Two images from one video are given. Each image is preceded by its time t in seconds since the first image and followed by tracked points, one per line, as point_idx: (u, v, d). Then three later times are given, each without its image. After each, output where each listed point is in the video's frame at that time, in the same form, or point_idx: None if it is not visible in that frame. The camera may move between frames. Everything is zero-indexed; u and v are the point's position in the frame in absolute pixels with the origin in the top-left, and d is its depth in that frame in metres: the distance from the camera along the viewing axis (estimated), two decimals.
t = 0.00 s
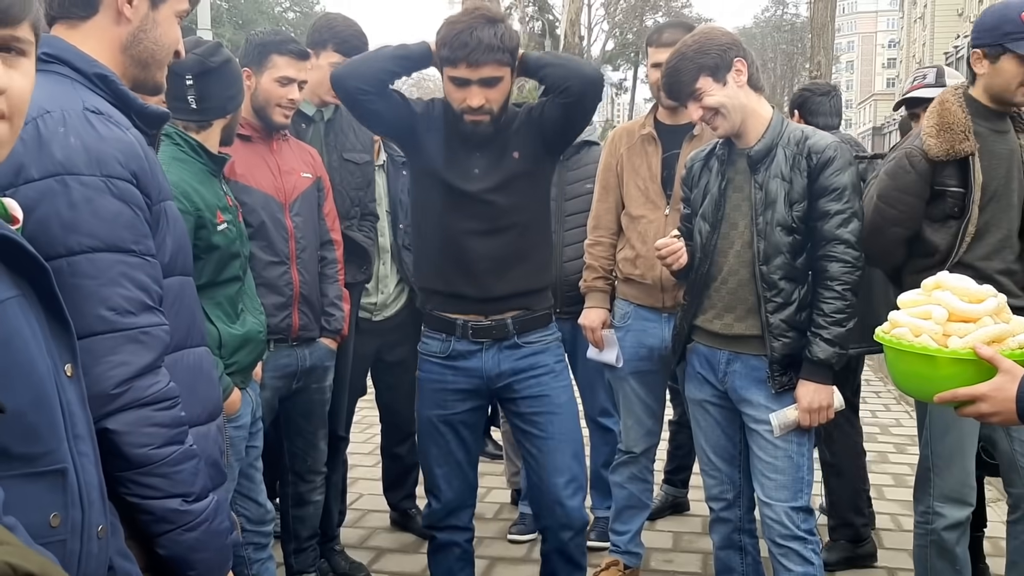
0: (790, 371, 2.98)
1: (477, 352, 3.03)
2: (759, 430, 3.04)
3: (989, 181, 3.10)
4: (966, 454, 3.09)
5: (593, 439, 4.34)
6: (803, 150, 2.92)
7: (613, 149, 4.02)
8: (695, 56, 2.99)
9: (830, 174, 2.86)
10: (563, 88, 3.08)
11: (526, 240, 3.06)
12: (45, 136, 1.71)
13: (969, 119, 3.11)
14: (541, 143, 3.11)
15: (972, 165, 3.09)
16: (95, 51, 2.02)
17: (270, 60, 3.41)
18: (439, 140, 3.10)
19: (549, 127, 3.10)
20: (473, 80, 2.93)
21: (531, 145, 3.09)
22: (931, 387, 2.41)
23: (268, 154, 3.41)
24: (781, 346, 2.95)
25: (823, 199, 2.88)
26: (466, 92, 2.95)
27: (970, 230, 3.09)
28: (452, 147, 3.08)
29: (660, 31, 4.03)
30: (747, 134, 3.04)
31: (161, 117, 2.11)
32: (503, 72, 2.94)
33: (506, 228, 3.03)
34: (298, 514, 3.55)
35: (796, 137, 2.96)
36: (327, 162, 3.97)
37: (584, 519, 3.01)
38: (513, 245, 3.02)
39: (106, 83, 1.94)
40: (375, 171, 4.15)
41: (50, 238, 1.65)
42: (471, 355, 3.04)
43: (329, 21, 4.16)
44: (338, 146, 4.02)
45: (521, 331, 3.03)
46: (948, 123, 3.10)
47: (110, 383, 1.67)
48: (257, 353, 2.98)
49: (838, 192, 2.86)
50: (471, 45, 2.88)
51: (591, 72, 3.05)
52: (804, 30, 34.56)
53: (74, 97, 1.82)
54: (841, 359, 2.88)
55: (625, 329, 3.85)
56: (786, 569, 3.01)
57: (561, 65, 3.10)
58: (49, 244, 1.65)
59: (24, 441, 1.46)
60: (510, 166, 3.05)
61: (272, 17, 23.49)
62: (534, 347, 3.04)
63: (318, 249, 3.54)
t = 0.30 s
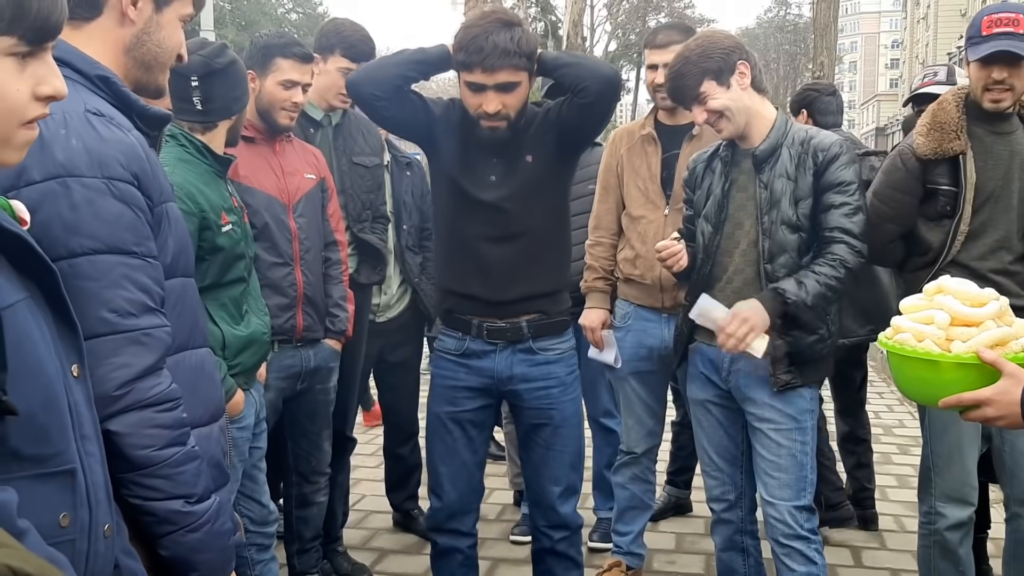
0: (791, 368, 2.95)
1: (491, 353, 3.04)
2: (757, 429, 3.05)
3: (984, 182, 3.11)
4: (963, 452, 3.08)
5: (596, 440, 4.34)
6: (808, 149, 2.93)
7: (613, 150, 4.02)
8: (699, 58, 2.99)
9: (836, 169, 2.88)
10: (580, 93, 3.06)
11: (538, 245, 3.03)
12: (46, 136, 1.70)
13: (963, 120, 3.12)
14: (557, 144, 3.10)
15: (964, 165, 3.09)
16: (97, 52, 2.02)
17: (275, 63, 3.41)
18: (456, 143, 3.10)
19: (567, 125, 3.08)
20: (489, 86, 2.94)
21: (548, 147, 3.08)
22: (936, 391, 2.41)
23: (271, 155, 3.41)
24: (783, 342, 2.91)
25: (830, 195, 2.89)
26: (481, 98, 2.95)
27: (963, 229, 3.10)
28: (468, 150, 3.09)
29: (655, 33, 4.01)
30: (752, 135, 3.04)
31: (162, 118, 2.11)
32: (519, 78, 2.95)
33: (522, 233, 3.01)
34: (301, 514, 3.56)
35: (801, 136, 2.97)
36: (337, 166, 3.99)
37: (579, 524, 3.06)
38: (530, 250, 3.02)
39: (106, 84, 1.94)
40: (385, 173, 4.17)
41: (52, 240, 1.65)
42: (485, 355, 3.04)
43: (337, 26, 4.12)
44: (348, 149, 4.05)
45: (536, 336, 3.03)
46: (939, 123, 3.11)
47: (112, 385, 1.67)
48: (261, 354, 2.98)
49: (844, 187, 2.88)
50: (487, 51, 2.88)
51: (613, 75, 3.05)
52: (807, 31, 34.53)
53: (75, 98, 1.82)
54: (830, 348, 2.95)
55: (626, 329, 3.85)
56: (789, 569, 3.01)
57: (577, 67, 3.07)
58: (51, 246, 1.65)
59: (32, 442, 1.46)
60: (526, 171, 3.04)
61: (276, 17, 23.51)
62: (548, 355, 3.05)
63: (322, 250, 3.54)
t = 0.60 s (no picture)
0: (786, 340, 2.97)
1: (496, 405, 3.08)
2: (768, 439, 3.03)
3: (985, 184, 3.10)
4: (965, 454, 3.08)
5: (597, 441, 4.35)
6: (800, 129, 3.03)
7: (613, 150, 4.03)
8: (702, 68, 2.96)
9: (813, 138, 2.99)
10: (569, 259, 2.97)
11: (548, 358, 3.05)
12: (45, 140, 1.71)
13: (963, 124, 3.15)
14: (558, 281, 3.02)
15: (959, 168, 3.12)
16: (100, 56, 2.03)
17: (279, 65, 3.42)
18: (457, 260, 3.05)
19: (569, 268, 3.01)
20: (490, 219, 2.84)
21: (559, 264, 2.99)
22: (940, 401, 2.41)
23: (274, 157, 3.43)
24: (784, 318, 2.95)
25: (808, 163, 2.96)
26: (483, 231, 2.88)
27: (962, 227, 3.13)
28: (468, 285, 3.03)
29: (654, 36, 4.01)
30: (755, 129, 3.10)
31: (164, 122, 2.12)
32: (522, 208, 2.86)
33: (532, 348, 3.03)
34: (304, 516, 3.57)
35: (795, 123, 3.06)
36: (343, 168, 4.02)
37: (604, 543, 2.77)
38: (537, 362, 3.04)
39: (107, 87, 1.96)
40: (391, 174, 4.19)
41: (52, 244, 1.66)
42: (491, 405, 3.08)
43: (342, 30, 4.08)
44: (355, 153, 4.05)
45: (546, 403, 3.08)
46: (937, 125, 3.16)
47: (111, 388, 1.69)
48: (263, 356, 2.99)
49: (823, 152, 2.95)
50: (485, 188, 2.78)
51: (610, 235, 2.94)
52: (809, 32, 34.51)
53: (75, 101, 1.83)
54: (826, 318, 2.99)
55: (626, 330, 3.86)
56: (789, 570, 3.02)
57: (572, 228, 2.93)
58: (51, 250, 1.66)
59: (39, 442, 1.48)
60: (530, 300, 3.00)
61: (277, 19, 23.54)
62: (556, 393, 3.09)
63: (324, 253, 3.55)
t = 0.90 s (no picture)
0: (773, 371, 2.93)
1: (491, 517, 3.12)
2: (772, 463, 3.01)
3: (1010, 184, 3.08)
4: (985, 456, 3.07)
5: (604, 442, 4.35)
6: (805, 153, 2.88)
7: (620, 148, 4.02)
8: (703, 68, 2.98)
9: (824, 174, 2.83)
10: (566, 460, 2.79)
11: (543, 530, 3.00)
12: (54, 141, 1.71)
13: (989, 126, 3.16)
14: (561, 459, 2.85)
15: (981, 168, 3.13)
16: (109, 56, 2.03)
17: (290, 63, 3.43)
18: (461, 449, 2.89)
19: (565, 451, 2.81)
20: (488, 424, 2.67)
21: (561, 469, 2.85)
22: (949, 409, 2.41)
23: (282, 158, 3.43)
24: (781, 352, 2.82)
25: (813, 199, 2.85)
26: (482, 432, 2.70)
27: (989, 228, 3.12)
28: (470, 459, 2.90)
29: (661, 36, 4.00)
30: (759, 138, 3.02)
31: (172, 122, 2.12)
32: (520, 408, 2.68)
33: (528, 528, 2.99)
34: (310, 516, 3.57)
35: (802, 140, 2.93)
36: (355, 168, 4.02)
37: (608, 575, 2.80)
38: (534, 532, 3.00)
39: (116, 87, 1.96)
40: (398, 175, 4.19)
41: (61, 245, 1.66)
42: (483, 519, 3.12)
43: (348, 28, 4.09)
44: (365, 152, 4.05)
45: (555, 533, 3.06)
46: (962, 128, 3.20)
47: (119, 388, 1.69)
48: (270, 357, 3.00)
49: (827, 192, 2.82)
50: (484, 397, 2.62)
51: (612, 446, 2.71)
52: (814, 31, 34.44)
53: (84, 102, 1.83)
54: (820, 351, 2.84)
55: (632, 331, 3.85)
56: (795, 572, 3.02)
57: (568, 436, 2.69)
58: (60, 251, 1.66)
59: (49, 440, 1.48)
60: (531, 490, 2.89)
61: (282, 19, 23.55)
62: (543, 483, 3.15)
63: (331, 254, 3.55)
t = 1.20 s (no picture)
0: (820, 377, 2.96)
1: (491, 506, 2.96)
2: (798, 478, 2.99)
3: None
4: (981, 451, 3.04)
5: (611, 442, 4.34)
6: (819, 152, 2.89)
7: (626, 146, 4.01)
8: (710, 69, 2.95)
9: (847, 176, 2.83)
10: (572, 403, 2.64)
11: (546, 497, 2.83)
12: (61, 141, 1.71)
13: (1014, 127, 3.16)
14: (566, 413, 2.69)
15: (1001, 168, 3.15)
16: (116, 56, 2.03)
17: (293, 58, 3.46)
18: (460, 409, 2.73)
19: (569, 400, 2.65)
20: (489, 358, 2.54)
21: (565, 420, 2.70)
22: (959, 409, 2.43)
23: (290, 156, 3.43)
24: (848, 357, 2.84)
25: (840, 202, 2.84)
26: (483, 371, 2.57)
27: (1011, 228, 3.10)
28: (470, 417, 2.73)
29: (667, 35, 3.99)
30: (766, 139, 3.02)
31: (179, 121, 2.11)
32: (522, 346, 2.54)
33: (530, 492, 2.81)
34: (317, 515, 3.57)
35: (811, 138, 2.93)
36: (363, 168, 4.02)
37: None
38: (538, 498, 2.83)
39: (123, 86, 1.96)
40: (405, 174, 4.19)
41: (68, 244, 1.66)
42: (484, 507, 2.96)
43: (356, 27, 4.04)
44: (373, 151, 4.06)
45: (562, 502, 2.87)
46: (986, 130, 3.23)
47: (126, 388, 1.69)
48: (276, 357, 3.00)
49: (856, 194, 2.82)
50: (485, 330, 2.50)
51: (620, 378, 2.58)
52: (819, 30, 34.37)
53: (91, 102, 1.83)
54: (869, 360, 2.84)
55: (639, 331, 3.85)
56: (809, 570, 3.00)
57: (573, 370, 2.58)
58: (67, 250, 1.66)
59: (59, 438, 1.48)
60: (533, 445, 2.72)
61: (287, 19, 23.58)
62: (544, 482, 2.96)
63: (338, 253, 3.55)
